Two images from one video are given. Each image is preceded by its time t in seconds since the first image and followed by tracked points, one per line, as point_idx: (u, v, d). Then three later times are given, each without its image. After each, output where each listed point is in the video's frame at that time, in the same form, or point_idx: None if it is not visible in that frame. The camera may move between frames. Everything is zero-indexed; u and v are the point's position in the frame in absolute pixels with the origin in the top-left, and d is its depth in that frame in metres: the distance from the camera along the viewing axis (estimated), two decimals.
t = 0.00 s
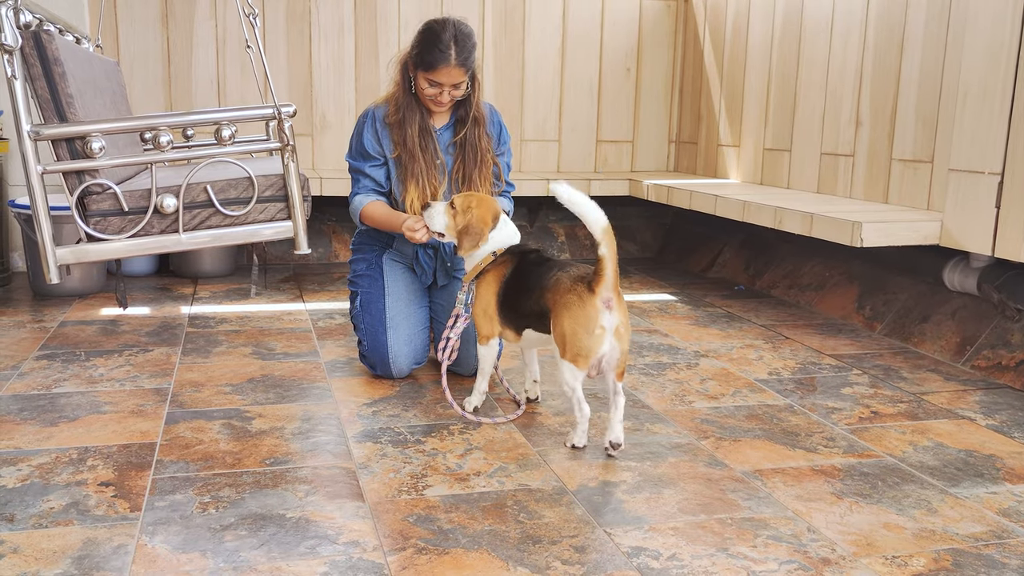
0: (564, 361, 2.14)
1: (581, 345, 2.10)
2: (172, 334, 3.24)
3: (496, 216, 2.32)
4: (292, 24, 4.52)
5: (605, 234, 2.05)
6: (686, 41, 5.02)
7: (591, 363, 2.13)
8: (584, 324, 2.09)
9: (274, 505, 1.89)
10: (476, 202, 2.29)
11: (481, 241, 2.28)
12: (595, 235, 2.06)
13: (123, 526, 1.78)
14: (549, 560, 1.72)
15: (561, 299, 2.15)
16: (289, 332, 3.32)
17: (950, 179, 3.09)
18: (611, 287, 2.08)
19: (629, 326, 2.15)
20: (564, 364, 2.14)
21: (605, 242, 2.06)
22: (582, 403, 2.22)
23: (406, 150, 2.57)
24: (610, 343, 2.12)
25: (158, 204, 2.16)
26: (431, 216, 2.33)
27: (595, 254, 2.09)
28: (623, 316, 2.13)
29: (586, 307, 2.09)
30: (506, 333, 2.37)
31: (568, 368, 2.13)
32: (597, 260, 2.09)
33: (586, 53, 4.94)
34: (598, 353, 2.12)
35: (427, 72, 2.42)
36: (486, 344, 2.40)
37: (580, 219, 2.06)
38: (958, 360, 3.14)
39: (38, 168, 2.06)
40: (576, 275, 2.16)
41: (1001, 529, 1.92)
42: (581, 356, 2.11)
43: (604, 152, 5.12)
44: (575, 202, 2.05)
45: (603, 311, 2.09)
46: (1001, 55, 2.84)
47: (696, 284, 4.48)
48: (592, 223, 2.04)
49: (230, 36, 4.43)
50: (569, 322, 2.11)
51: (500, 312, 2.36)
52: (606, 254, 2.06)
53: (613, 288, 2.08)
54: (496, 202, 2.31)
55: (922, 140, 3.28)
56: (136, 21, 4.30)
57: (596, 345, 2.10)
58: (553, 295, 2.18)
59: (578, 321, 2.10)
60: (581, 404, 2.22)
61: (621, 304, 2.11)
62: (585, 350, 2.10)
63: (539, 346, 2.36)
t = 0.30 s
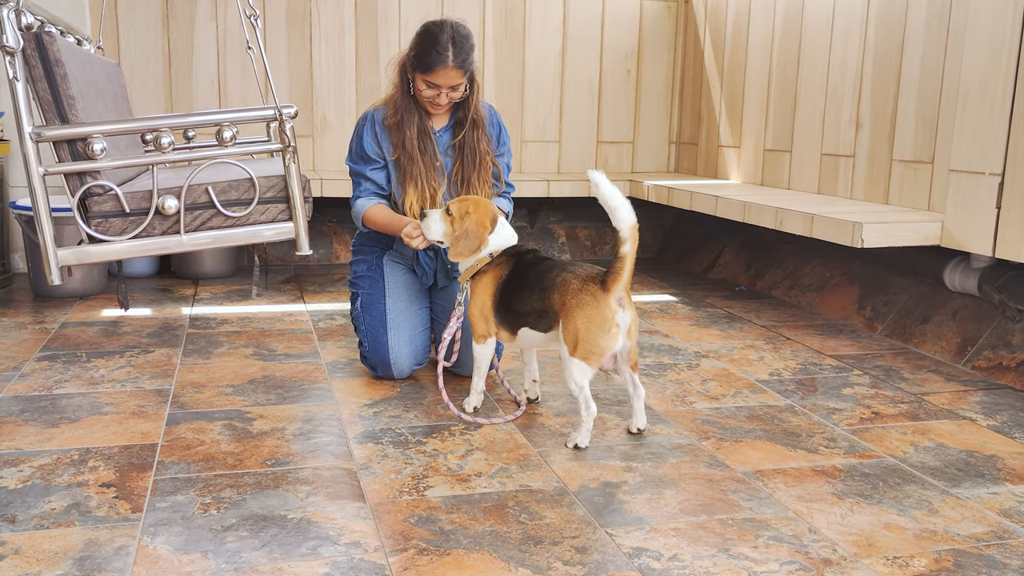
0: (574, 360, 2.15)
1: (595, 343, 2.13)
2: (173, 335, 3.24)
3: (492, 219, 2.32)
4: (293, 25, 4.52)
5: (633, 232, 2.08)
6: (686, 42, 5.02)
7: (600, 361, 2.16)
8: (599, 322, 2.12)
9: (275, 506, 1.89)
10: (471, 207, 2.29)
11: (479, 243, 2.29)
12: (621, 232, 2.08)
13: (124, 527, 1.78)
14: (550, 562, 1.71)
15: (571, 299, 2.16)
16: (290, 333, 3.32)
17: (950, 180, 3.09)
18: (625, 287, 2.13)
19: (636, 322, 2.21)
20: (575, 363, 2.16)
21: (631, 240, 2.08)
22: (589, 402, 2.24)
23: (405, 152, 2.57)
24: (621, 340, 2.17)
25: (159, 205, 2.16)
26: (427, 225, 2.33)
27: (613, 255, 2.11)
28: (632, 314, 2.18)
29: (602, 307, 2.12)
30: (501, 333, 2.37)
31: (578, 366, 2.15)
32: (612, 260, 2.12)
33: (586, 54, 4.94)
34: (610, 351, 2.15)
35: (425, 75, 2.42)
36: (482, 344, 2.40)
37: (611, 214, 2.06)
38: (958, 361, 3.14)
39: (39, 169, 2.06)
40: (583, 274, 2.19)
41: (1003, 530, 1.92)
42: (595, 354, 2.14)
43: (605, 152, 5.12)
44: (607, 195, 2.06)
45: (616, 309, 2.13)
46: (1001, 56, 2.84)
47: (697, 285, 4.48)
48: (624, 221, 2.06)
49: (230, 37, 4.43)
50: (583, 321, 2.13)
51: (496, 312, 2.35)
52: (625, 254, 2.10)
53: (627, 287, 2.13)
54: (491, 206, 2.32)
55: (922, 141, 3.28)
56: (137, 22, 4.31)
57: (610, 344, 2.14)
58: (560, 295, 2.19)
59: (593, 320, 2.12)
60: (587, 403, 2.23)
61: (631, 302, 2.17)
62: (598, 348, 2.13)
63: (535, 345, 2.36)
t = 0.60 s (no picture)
0: (583, 358, 2.15)
1: (604, 342, 2.13)
2: (174, 335, 3.24)
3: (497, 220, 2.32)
4: (294, 25, 4.52)
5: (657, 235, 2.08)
6: (687, 42, 5.02)
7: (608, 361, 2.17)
8: (610, 322, 2.12)
9: (277, 506, 1.89)
10: (476, 208, 2.29)
11: (485, 245, 2.29)
12: (643, 233, 2.08)
13: (125, 527, 1.78)
14: (550, 562, 1.71)
15: (583, 296, 2.16)
16: (291, 333, 3.32)
17: (951, 179, 3.09)
18: (637, 288, 2.13)
19: (646, 326, 2.22)
20: (583, 361, 2.16)
21: (653, 242, 2.08)
22: (594, 402, 2.24)
23: (406, 153, 2.58)
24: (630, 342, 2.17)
25: (161, 205, 2.17)
26: (432, 228, 2.32)
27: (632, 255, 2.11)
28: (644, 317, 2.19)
29: (614, 306, 2.12)
30: (508, 333, 2.37)
31: (586, 364, 2.15)
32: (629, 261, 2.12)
33: (587, 54, 4.94)
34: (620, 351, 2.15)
35: (425, 76, 2.42)
36: (488, 344, 2.39)
37: (639, 214, 2.06)
38: (960, 361, 3.13)
39: (41, 168, 2.06)
40: (596, 274, 2.19)
41: (1004, 530, 1.92)
42: (603, 353, 2.14)
43: (606, 152, 5.12)
44: (638, 195, 2.06)
45: (628, 310, 2.13)
46: (1003, 55, 2.83)
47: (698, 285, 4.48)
48: (650, 222, 2.06)
49: (232, 37, 4.43)
50: (594, 319, 2.12)
51: (505, 312, 2.35)
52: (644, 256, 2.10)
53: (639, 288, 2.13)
54: (495, 207, 2.32)
55: (923, 141, 3.28)
56: (138, 22, 4.31)
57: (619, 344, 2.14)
58: (572, 293, 2.19)
59: (604, 319, 2.12)
60: (593, 403, 2.23)
61: (644, 304, 2.17)
62: (608, 347, 2.13)
63: (543, 346, 2.36)
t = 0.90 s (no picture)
0: (586, 359, 2.16)
1: (607, 343, 2.13)
2: (175, 336, 3.25)
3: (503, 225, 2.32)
4: (294, 27, 4.53)
5: (658, 236, 2.08)
6: (688, 43, 5.02)
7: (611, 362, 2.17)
8: (614, 322, 2.12)
9: (277, 507, 1.89)
10: (482, 212, 2.29)
11: (492, 249, 2.29)
12: (646, 234, 2.09)
13: (126, 528, 1.78)
14: (550, 564, 1.71)
15: (587, 297, 2.16)
16: (292, 334, 3.32)
17: (952, 180, 3.09)
18: (641, 290, 2.13)
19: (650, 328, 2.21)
20: (586, 362, 2.16)
21: (654, 244, 2.08)
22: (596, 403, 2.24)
23: (406, 155, 2.58)
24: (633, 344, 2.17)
25: (162, 207, 2.17)
26: (436, 233, 2.33)
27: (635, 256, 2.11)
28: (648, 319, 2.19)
29: (617, 308, 2.12)
30: (519, 333, 2.38)
31: (589, 364, 2.15)
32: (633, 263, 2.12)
33: (587, 55, 4.94)
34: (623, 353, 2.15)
35: (425, 78, 2.42)
36: (496, 345, 2.39)
37: (641, 214, 2.06)
38: (960, 362, 3.13)
39: (42, 170, 2.06)
40: (602, 274, 2.19)
41: (1005, 531, 1.92)
42: (605, 354, 2.14)
43: (606, 153, 5.12)
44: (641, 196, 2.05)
45: (633, 311, 2.13)
46: (1004, 56, 2.83)
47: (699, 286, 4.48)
48: (651, 222, 2.06)
49: (232, 38, 4.44)
50: (597, 319, 2.13)
51: (515, 312, 2.35)
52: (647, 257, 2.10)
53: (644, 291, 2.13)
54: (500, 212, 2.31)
55: (924, 142, 3.28)
56: (138, 24, 4.31)
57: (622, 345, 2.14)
58: (577, 293, 2.19)
59: (608, 320, 2.12)
60: (595, 405, 2.23)
61: (648, 306, 2.17)
62: (611, 348, 2.13)
63: (551, 346, 2.37)
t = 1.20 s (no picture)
0: (590, 358, 2.16)
1: (611, 343, 2.13)
2: (177, 336, 3.25)
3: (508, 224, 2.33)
4: (297, 27, 4.53)
5: (661, 236, 2.08)
6: (690, 44, 5.02)
7: (615, 361, 2.16)
8: (617, 322, 2.11)
9: (279, 507, 1.89)
10: (486, 212, 2.30)
11: (499, 250, 2.31)
12: (649, 235, 2.08)
13: (128, 528, 1.78)
14: (552, 564, 1.71)
15: (593, 297, 2.16)
16: (294, 334, 3.32)
17: (954, 181, 3.09)
18: (646, 290, 2.12)
19: (656, 328, 2.21)
20: (589, 361, 2.16)
21: (657, 244, 2.07)
22: (598, 403, 2.23)
23: (408, 156, 2.58)
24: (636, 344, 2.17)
25: (164, 207, 2.17)
26: (442, 233, 2.33)
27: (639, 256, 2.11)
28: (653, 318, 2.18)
29: (621, 308, 2.12)
30: (527, 333, 2.37)
31: (592, 364, 2.15)
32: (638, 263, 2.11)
33: (589, 56, 4.94)
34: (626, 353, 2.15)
35: (427, 80, 2.42)
36: (502, 345, 2.38)
37: (645, 214, 2.06)
38: (963, 363, 3.13)
39: (45, 170, 2.06)
40: (608, 274, 2.19)
41: (1007, 531, 1.91)
42: (608, 353, 2.14)
43: (608, 154, 5.12)
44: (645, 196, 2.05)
45: (637, 312, 2.12)
46: (1006, 56, 2.83)
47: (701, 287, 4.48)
48: (656, 222, 2.06)
49: (234, 39, 4.44)
50: (601, 319, 2.13)
51: (524, 312, 2.34)
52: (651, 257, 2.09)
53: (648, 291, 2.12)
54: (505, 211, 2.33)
55: (926, 142, 3.28)
56: (141, 24, 4.32)
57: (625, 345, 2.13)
58: (583, 292, 2.19)
59: (611, 320, 2.12)
60: (597, 404, 2.23)
61: (652, 307, 2.16)
62: (614, 348, 2.13)
63: (558, 347, 2.37)
